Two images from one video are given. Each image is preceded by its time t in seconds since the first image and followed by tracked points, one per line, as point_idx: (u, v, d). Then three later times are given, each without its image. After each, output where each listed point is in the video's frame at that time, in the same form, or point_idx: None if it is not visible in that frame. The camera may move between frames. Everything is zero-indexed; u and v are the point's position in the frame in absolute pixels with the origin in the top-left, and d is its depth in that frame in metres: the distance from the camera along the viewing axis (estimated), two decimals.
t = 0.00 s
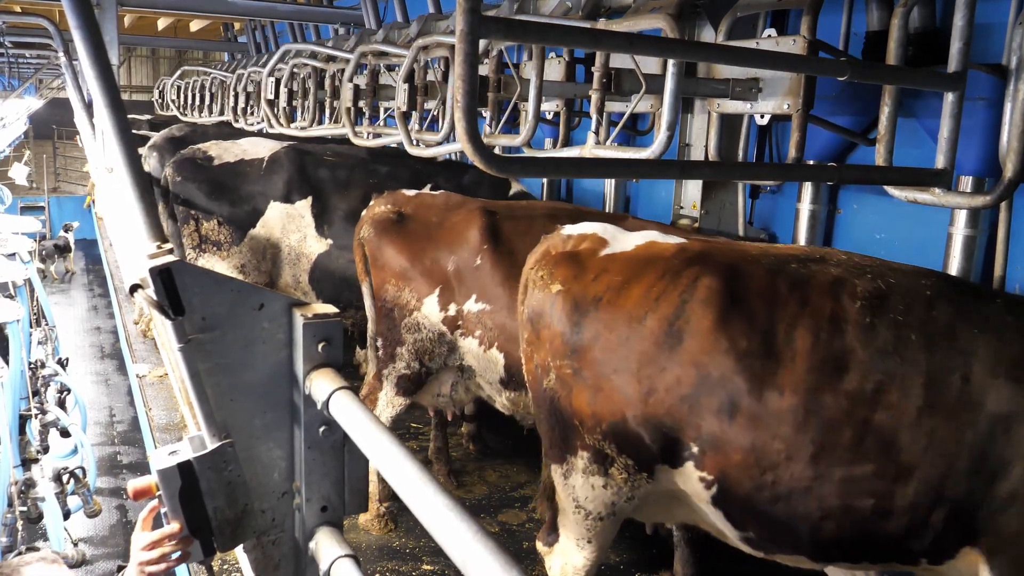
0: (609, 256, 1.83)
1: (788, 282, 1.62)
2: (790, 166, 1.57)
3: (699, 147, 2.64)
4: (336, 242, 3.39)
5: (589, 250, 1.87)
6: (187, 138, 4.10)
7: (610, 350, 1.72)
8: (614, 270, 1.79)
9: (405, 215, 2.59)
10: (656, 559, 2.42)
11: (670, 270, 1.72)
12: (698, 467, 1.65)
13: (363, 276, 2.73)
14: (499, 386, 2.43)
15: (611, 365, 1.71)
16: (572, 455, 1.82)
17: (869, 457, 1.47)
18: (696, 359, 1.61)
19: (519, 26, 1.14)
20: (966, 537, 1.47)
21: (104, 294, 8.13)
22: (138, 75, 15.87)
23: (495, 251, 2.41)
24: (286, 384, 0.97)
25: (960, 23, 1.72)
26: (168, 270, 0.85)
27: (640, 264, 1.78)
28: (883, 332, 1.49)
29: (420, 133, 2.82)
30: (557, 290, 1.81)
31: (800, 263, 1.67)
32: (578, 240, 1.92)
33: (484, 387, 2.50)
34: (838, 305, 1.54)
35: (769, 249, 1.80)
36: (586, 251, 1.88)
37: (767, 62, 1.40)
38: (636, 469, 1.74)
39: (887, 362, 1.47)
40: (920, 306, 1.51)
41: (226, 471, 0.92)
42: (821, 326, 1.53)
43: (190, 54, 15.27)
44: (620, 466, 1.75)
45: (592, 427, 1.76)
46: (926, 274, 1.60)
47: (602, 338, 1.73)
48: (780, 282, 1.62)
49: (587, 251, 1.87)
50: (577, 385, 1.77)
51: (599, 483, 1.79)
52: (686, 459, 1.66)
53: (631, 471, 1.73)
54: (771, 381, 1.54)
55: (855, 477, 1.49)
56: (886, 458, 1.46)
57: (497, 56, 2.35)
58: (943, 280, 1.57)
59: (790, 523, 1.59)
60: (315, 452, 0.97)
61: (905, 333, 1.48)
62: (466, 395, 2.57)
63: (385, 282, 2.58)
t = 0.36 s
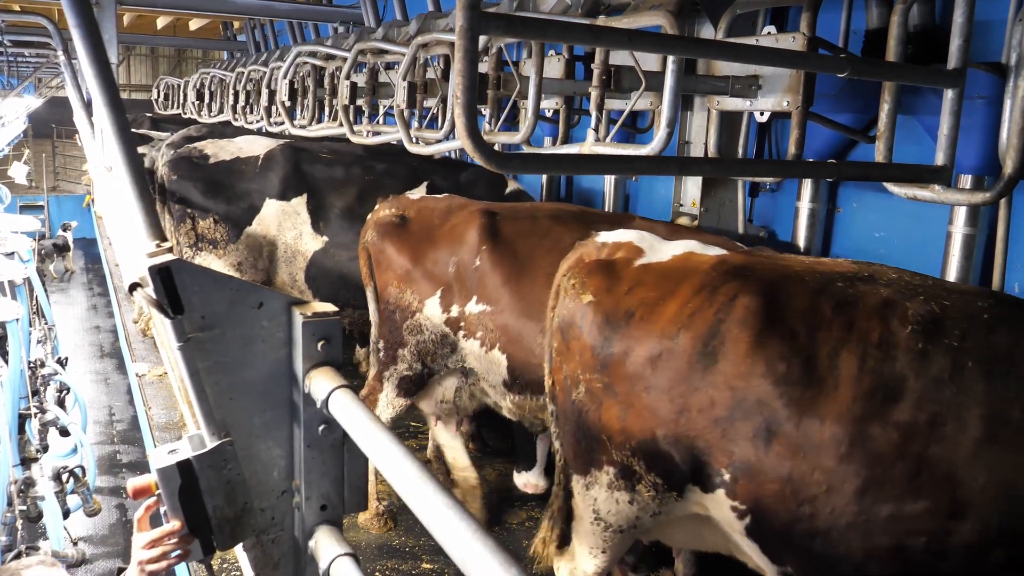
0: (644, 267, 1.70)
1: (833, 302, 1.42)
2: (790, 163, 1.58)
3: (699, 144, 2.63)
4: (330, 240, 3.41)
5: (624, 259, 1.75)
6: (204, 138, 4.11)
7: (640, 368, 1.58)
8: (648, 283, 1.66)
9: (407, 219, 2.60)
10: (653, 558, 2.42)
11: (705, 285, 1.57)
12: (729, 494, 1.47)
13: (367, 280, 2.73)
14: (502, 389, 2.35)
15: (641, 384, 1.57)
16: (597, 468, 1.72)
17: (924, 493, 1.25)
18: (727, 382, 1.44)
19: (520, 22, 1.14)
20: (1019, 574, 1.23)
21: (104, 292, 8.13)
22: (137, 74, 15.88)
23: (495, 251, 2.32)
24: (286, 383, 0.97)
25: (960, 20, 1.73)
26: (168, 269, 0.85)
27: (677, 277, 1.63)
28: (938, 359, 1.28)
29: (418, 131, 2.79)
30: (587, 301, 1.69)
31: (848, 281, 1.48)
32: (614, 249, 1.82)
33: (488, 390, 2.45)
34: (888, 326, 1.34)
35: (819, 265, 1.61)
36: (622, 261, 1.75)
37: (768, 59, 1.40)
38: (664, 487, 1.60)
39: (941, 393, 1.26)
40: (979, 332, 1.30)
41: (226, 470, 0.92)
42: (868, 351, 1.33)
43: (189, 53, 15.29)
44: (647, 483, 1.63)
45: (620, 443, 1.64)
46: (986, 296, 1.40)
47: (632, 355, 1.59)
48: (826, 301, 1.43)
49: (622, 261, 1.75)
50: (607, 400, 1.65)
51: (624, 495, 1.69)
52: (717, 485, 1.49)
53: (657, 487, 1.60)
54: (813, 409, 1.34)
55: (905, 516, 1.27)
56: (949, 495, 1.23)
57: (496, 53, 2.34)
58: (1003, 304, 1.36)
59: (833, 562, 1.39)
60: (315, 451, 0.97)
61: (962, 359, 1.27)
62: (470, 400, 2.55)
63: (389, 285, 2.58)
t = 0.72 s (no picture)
0: (703, 267, 1.77)
1: (889, 307, 1.47)
2: (790, 151, 1.61)
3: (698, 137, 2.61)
4: (313, 236, 3.34)
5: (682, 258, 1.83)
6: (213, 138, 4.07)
7: (689, 360, 1.60)
8: (705, 281, 1.72)
9: (417, 218, 2.60)
10: (650, 560, 2.41)
11: (762, 286, 1.63)
12: (772, 496, 1.49)
13: (376, 278, 2.72)
14: (506, 386, 2.33)
15: (689, 376, 1.59)
16: (632, 464, 1.70)
17: (991, 507, 1.29)
18: (778, 376, 1.47)
19: (520, 6, 1.15)
20: None
21: (104, 292, 8.13)
22: (137, 73, 15.88)
23: (501, 248, 2.30)
24: (285, 382, 0.97)
25: (960, 9, 1.73)
26: (167, 269, 0.85)
27: (733, 277, 1.71)
28: (1000, 367, 1.32)
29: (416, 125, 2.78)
30: (642, 292, 1.74)
31: (905, 291, 1.52)
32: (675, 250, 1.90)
33: (493, 388, 2.43)
34: (945, 333, 1.39)
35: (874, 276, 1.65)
36: (679, 259, 1.84)
37: (769, 46, 1.41)
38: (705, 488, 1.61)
39: (1006, 403, 1.29)
40: None
41: (225, 470, 0.92)
42: (925, 356, 1.37)
43: (189, 53, 15.29)
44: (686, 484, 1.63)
45: (661, 437, 1.63)
46: None
47: (683, 347, 1.62)
48: (882, 306, 1.48)
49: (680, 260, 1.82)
50: (651, 391, 1.65)
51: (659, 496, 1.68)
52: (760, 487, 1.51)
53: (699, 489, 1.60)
54: (869, 412, 1.37)
55: (971, 529, 1.31)
56: (1015, 507, 1.27)
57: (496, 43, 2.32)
58: None
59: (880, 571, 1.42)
60: (314, 450, 0.97)
61: None
62: (478, 400, 2.55)
63: (396, 282, 2.57)
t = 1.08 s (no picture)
0: (753, 272, 1.78)
1: (948, 311, 1.52)
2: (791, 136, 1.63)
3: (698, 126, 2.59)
4: (294, 232, 3.14)
5: (732, 263, 1.84)
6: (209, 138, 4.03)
7: (755, 371, 1.63)
8: (758, 288, 1.73)
9: (428, 219, 2.56)
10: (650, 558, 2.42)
11: (818, 291, 1.65)
12: (844, 508, 1.55)
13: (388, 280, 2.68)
14: (514, 386, 2.35)
15: (754, 387, 1.63)
16: (703, 479, 1.74)
17: None
18: (845, 387, 1.51)
19: None
20: None
21: (103, 291, 8.13)
22: (137, 73, 15.90)
23: (511, 250, 2.29)
24: (284, 381, 0.97)
25: None
26: (167, 267, 0.85)
27: (788, 285, 1.71)
28: None
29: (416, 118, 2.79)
30: (699, 304, 1.76)
31: (959, 294, 1.57)
32: (720, 254, 1.90)
33: (501, 388, 2.42)
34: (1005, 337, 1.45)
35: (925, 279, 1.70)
36: (729, 267, 1.83)
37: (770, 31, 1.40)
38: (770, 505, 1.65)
39: None
40: None
41: (225, 469, 0.92)
42: (986, 360, 1.44)
43: (189, 53, 15.29)
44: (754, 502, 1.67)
45: (729, 452, 1.68)
46: None
47: (746, 358, 1.65)
48: (941, 311, 1.53)
49: (729, 266, 1.83)
50: (716, 405, 1.70)
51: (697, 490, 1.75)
52: (829, 499, 1.57)
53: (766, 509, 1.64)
54: (941, 413, 1.43)
55: None
56: None
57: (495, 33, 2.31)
58: None
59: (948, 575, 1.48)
60: (313, 449, 0.97)
61: None
62: (485, 399, 2.53)
63: (405, 284, 2.53)
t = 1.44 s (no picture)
0: (800, 286, 1.64)
1: (1015, 309, 1.36)
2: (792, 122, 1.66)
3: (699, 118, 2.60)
4: (291, 229, 3.11)
5: (778, 280, 1.70)
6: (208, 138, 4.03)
7: (812, 388, 1.48)
8: (806, 301, 1.59)
9: (445, 222, 2.59)
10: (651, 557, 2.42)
11: (870, 298, 1.51)
12: (928, 522, 1.36)
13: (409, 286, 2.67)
14: (531, 391, 2.34)
15: (815, 405, 1.48)
16: (789, 512, 1.56)
17: None
18: (912, 397, 1.35)
19: None
20: None
21: (103, 291, 8.14)
22: (138, 74, 15.93)
23: (532, 253, 2.28)
24: (285, 382, 0.97)
25: None
26: (166, 267, 0.85)
27: (837, 296, 1.56)
28: None
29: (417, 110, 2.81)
30: (750, 328, 1.60)
31: None
32: (766, 274, 1.78)
33: (517, 394, 2.42)
34: None
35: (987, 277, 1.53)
36: (774, 284, 1.68)
37: (772, 17, 1.39)
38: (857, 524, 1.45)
39: None
40: None
41: (225, 469, 0.92)
42: None
43: (189, 54, 15.30)
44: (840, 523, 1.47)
45: (803, 476, 1.51)
46: None
47: (803, 375, 1.50)
48: (1005, 309, 1.37)
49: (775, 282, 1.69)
50: (781, 431, 1.55)
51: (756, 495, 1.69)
52: (913, 515, 1.37)
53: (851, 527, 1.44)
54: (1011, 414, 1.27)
55: None
56: None
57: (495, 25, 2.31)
58: None
59: None
60: (314, 449, 0.97)
61: None
62: (500, 404, 2.51)
63: (424, 289, 2.53)
